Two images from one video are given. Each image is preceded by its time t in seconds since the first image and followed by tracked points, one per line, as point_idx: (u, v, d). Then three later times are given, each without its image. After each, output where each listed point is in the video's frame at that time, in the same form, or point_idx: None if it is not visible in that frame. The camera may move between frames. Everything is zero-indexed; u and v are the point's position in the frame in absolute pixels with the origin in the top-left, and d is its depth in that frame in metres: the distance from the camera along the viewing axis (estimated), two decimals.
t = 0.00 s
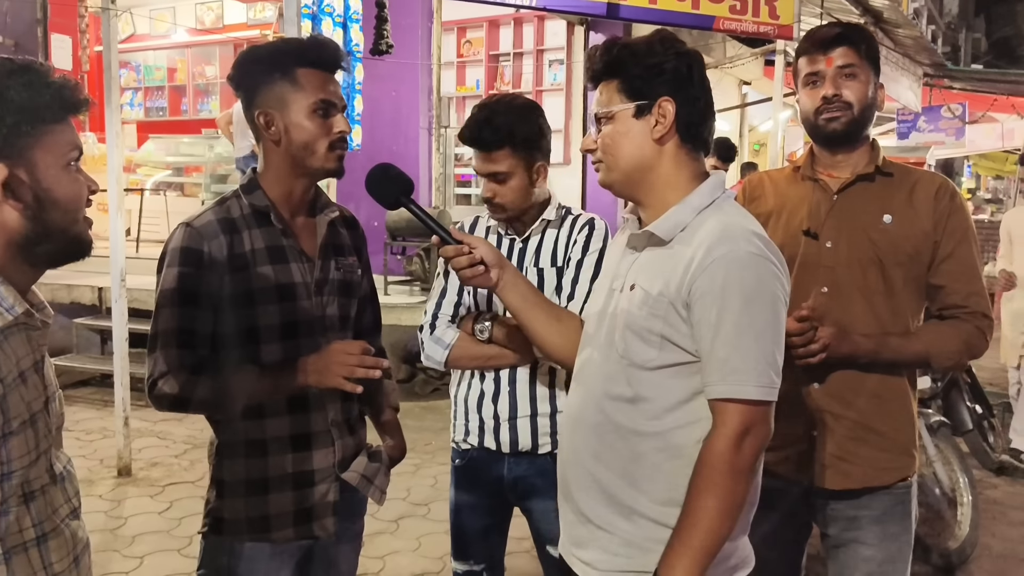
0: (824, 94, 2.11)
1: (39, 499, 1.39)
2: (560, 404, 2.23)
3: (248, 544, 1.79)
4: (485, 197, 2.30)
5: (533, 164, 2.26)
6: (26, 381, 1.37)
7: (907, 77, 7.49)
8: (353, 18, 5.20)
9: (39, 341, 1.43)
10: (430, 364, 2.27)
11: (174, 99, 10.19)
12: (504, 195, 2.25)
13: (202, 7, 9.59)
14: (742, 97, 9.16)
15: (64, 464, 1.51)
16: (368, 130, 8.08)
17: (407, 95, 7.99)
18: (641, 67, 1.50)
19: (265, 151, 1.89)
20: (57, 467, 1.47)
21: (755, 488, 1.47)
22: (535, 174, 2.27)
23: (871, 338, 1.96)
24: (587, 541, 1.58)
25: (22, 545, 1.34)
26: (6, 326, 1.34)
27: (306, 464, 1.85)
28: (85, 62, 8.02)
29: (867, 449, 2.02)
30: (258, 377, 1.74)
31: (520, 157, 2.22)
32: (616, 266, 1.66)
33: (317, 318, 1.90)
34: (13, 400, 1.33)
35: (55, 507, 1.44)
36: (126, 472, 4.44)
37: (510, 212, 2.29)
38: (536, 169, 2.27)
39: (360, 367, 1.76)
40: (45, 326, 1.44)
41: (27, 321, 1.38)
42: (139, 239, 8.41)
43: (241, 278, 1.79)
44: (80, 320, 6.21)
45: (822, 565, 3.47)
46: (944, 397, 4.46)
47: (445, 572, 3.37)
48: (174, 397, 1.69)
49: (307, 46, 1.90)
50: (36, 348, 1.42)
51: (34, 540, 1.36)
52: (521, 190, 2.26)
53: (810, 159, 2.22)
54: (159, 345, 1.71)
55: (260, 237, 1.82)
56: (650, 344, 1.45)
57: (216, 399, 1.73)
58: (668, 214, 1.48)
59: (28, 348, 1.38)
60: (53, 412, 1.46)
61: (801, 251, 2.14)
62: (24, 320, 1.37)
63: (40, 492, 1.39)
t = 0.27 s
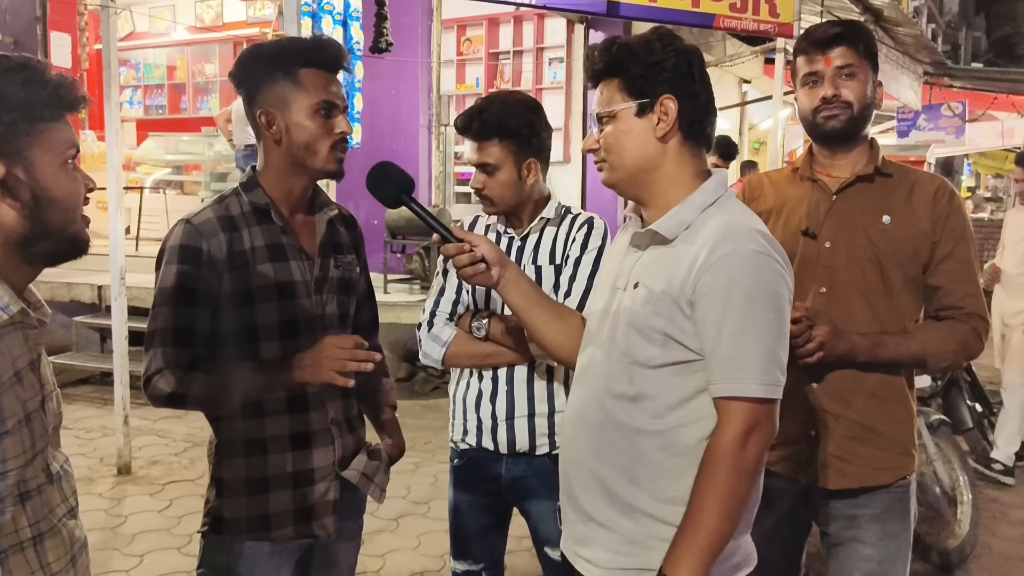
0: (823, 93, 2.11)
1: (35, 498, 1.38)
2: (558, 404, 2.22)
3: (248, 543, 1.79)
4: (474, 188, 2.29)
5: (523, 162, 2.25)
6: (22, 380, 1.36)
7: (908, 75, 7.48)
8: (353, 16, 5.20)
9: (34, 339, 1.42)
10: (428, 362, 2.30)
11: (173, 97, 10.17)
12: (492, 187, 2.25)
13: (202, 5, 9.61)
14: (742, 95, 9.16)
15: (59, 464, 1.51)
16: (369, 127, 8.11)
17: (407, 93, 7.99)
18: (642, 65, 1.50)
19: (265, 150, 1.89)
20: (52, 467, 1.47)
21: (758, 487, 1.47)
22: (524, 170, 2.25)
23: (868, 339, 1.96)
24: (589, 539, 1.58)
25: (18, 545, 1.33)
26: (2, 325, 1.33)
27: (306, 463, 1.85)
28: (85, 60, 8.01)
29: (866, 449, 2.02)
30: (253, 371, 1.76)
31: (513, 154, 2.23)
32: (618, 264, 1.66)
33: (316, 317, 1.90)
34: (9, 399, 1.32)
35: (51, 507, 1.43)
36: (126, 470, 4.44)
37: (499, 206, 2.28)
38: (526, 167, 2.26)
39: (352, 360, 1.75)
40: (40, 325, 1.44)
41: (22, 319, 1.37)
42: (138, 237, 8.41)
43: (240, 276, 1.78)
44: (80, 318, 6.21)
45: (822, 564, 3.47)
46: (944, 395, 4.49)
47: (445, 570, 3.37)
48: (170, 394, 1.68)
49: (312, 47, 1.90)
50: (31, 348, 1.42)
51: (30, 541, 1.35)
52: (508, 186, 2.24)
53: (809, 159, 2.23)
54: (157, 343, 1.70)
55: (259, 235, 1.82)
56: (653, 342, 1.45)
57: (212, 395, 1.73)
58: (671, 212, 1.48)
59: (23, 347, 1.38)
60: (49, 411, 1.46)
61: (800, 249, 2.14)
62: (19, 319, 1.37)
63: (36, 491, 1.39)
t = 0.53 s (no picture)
0: (824, 93, 2.11)
1: (30, 499, 1.38)
2: (562, 404, 2.21)
3: (249, 542, 1.79)
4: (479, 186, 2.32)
5: (529, 159, 2.27)
6: (17, 381, 1.36)
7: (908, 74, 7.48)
8: (353, 14, 5.20)
9: (30, 340, 1.42)
10: (431, 360, 2.31)
11: (173, 96, 10.17)
12: (498, 186, 2.27)
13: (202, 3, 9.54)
14: (741, 94, 9.15)
15: (55, 464, 1.51)
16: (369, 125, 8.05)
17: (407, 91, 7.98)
18: (644, 64, 1.50)
19: (265, 149, 1.89)
20: (48, 468, 1.47)
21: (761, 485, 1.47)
22: (530, 168, 2.27)
23: (865, 339, 1.97)
24: (592, 537, 1.58)
25: (13, 546, 1.33)
26: None
27: (307, 462, 1.85)
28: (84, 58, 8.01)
29: (868, 448, 2.02)
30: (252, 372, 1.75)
31: (519, 151, 2.25)
32: (620, 263, 1.66)
33: (316, 315, 1.90)
34: (5, 400, 1.32)
35: (46, 507, 1.44)
36: (126, 469, 4.44)
37: (504, 205, 2.30)
38: (532, 164, 2.28)
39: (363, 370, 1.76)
40: (36, 325, 1.44)
41: (19, 319, 1.37)
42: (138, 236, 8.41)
43: (239, 274, 1.78)
44: (80, 317, 6.21)
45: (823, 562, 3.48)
46: (944, 394, 4.51)
47: (446, 569, 3.38)
48: (170, 392, 1.68)
49: (317, 47, 1.89)
50: (28, 348, 1.42)
51: (25, 542, 1.35)
52: (515, 183, 2.26)
53: (808, 159, 2.23)
54: (157, 340, 1.69)
55: (258, 233, 1.82)
56: (656, 341, 1.45)
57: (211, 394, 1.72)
58: (673, 211, 1.48)
59: (19, 347, 1.38)
60: (45, 411, 1.46)
61: (800, 250, 2.14)
62: (16, 319, 1.36)
63: (31, 493, 1.39)
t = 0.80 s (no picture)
0: (829, 92, 2.11)
1: (27, 500, 1.39)
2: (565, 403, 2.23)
3: (248, 541, 1.79)
4: (488, 182, 2.33)
5: (539, 155, 2.29)
6: (14, 381, 1.36)
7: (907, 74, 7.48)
8: (353, 14, 5.20)
9: (28, 340, 1.42)
10: (435, 359, 2.30)
11: (172, 95, 10.17)
12: (506, 182, 2.28)
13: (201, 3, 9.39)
14: (742, 93, 9.15)
15: (52, 464, 1.51)
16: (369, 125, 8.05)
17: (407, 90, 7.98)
18: (647, 63, 1.50)
19: (265, 148, 1.89)
20: (44, 468, 1.47)
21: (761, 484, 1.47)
22: (539, 164, 2.28)
23: (867, 340, 1.97)
24: (592, 537, 1.58)
25: (10, 547, 1.34)
26: None
27: (307, 462, 1.85)
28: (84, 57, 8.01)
29: (870, 448, 2.02)
30: (255, 378, 1.76)
31: (530, 147, 2.27)
32: (621, 262, 1.66)
33: (317, 315, 1.89)
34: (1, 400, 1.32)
35: (43, 507, 1.44)
36: (126, 468, 4.44)
37: (511, 201, 2.30)
38: (541, 161, 2.29)
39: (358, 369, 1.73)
40: (34, 325, 1.44)
41: (16, 320, 1.38)
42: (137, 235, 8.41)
43: (241, 274, 1.78)
44: (80, 316, 6.22)
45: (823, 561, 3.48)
46: (944, 395, 4.52)
47: (445, 568, 3.38)
48: (170, 393, 1.68)
49: (311, 43, 1.88)
50: (25, 348, 1.42)
51: (22, 542, 1.36)
52: (526, 180, 2.27)
53: (813, 158, 2.23)
54: (157, 340, 1.69)
55: (261, 233, 1.82)
56: (657, 341, 1.45)
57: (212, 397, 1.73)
58: (674, 211, 1.48)
59: (17, 348, 1.38)
60: (42, 411, 1.46)
61: (806, 251, 2.14)
62: (12, 319, 1.36)
63: (28, 493, 1.39)
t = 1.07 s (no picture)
0: (835, 93, 2.12)
1: (24, 500, 1.38)
2: (565, 402, 2.24)
3: (247, 541, 1.79)
4: (493, 178, 2.33)
5: (546, 153, 2.31)
6: (10, 380, 1.36)
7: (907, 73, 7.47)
8: (353, 13, 5.20)
9: (24, 339, 1.42)
10: (436, 358, 2.30)
11: (172, 94, 10.18)
12: (511, 177, 2.28)
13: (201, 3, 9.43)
14: (741, 93, 9.15)
15: (47, 464, 1.51)
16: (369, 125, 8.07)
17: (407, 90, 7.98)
18: (649, 62, 1.50)
19: (265, 149, 1.89)
20: (41, 468, 1.47)
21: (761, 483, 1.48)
22: (546, 162, 2.30)
23: (882, 346, 1.98)
24: (592, 536, 1.58)
25: (7, 547, 1.34)
26: None
27: (307, 461, 1.85)
28: (83, 57, 8.01)
29: (873, 447, 2.02)
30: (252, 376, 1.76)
31: (537, 143, 2.29)
32: (621, 261, 1.66)
33: (317, 315, 1.89)
34: None
35: (40, 507, 1.44)
36: (125, 468, 4.44)
37: (516, 197, 2.30)
38: (548, 158, 2.31)
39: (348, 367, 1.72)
40: (30, 325, 1.44)
41: (12, 319, 1.38)
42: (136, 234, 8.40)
43: (240, 274, 1.78)
44: (79, 316, 6.21)
45: (822, 561, 3.48)
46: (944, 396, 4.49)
47: (445, 567, 3.38)
48: (165, 391, 1.68)
49: (309, 43, 1.89)
50: (22, 347, 1.42)
51: (19, 542, 1.36)
52: (532, 175, 2.28)
53: (826, 162, 2.23)
54: (154, 339, 1.70)
55: (261, 233, 1.82)
56: (656, 340, 1.45)
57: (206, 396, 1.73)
58: (673, 210, 1.48)
59: (14, 347, 1.38)
60: (38, 411, 1.46)
61: (819, 257, 2.15)
62: (8, 318, 1.36)
63: (26, 493, 1.39)
